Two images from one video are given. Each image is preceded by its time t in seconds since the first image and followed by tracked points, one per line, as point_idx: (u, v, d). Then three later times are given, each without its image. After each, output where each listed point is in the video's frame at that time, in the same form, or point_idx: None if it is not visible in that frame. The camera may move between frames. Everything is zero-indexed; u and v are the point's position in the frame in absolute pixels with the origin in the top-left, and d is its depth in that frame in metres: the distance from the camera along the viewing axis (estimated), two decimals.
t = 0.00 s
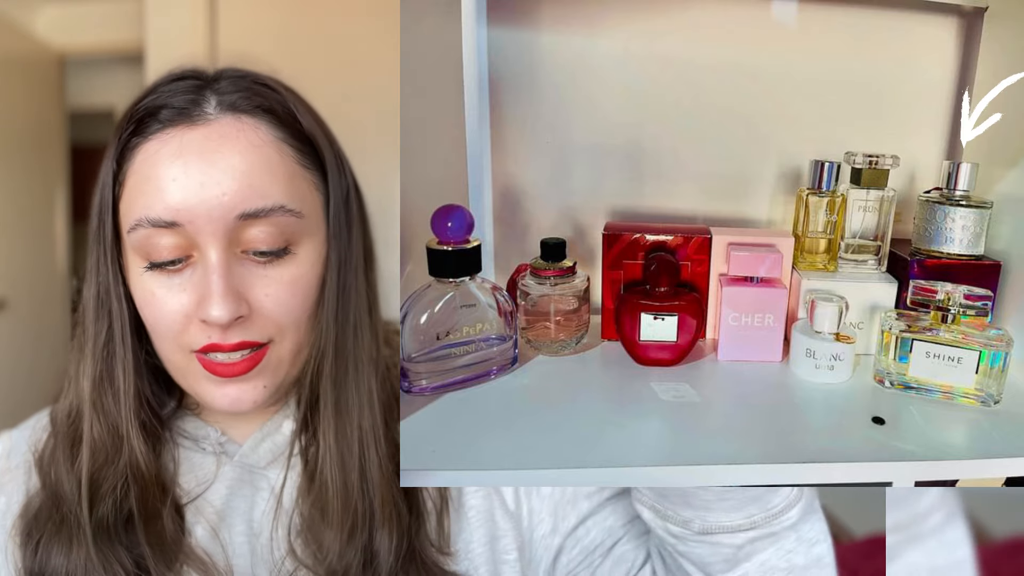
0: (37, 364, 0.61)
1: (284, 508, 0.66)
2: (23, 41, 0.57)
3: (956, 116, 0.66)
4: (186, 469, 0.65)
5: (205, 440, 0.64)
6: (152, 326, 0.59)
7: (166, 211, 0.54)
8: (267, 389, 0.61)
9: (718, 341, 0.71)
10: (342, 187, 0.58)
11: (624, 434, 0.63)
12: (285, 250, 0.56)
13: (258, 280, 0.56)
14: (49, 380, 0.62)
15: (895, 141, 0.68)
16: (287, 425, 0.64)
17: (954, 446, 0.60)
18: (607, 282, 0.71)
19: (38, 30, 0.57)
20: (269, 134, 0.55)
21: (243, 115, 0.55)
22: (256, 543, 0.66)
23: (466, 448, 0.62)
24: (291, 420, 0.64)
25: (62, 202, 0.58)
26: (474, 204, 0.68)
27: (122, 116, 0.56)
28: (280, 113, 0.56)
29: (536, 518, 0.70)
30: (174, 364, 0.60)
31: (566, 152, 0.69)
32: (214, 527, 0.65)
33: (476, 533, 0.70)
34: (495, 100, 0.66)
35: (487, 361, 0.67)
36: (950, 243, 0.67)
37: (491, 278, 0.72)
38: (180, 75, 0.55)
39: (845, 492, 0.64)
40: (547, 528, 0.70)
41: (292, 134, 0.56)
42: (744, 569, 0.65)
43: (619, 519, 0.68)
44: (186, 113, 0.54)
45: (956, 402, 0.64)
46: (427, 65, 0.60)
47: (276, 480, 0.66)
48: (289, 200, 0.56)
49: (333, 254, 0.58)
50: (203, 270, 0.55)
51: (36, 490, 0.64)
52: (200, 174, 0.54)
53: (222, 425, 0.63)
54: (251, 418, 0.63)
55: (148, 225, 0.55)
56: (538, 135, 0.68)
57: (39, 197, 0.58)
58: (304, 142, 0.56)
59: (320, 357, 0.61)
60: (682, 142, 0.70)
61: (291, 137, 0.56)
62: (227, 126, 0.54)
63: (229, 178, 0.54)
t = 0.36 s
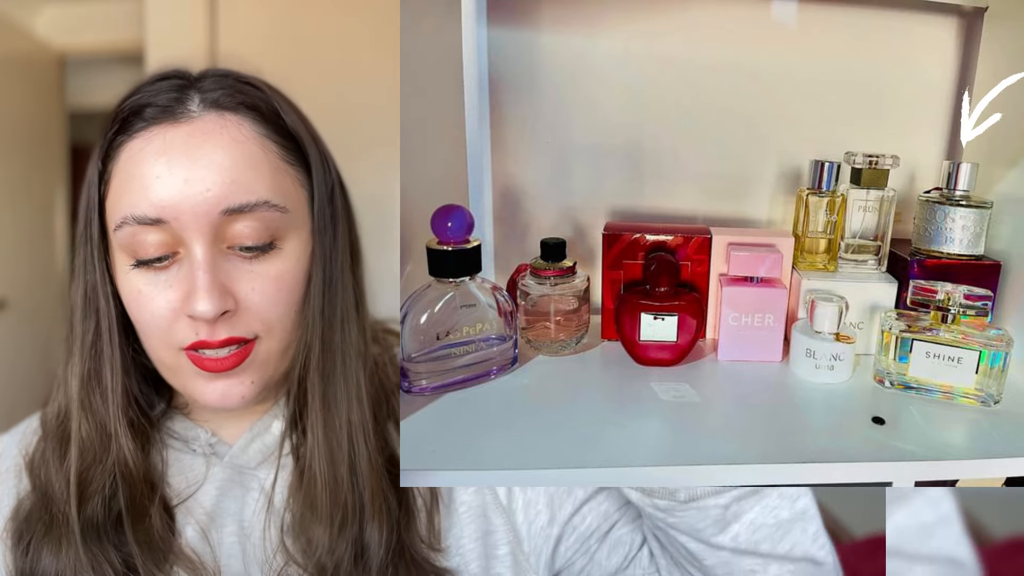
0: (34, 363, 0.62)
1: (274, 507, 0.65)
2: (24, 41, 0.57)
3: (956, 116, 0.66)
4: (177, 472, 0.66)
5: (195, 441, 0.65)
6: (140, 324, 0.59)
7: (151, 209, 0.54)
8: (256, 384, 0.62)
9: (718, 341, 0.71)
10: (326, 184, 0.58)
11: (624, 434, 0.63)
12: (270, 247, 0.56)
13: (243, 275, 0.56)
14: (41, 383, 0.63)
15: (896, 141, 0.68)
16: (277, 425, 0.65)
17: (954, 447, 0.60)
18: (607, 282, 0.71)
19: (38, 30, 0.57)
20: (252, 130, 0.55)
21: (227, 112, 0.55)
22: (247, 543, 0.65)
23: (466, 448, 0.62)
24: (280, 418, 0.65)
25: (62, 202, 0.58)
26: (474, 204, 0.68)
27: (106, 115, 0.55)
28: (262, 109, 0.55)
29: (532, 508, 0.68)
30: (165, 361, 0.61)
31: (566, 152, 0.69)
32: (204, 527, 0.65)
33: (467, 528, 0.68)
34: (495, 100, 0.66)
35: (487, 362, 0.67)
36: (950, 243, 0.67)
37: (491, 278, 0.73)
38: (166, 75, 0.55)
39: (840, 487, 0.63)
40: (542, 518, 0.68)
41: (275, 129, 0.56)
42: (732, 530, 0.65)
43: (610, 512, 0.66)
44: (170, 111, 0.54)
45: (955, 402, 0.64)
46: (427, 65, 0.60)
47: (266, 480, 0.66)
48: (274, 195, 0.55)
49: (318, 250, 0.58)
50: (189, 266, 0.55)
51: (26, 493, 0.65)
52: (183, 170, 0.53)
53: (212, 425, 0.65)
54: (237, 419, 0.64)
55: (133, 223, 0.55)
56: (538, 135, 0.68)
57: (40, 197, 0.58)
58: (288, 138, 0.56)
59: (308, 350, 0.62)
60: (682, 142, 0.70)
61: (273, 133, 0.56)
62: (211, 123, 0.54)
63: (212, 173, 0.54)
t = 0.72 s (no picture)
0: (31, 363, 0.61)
1: (265, 508, 0.66)
2: (23, 41, 0.57)
3: (956, 116, 0.66)
4: (167, 473, 0.65)
5: (186, 443, 0.65)
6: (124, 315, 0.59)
7: (138, 197, 0.54)
8: (238, 378, 0.61)
9: (718, 341, 0.71)
10: (318, 184, 0.58)
11: (624, 434, 0.63)
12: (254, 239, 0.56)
13: (227, 267, 0.56)
14: (33, 384, 0.62)
15: (896, 141, 0.68)
16: (270, 426, 0.65)
17: (954, 447, 0.60)
18: (607, 282, 0.71)
19: (38, 30, 0.57)
20: (241, 124, 0.55)
21: (217, 106, 0.54)
22: (238, 544, 0.66)
23: (466, 448, 0.62)
24: (271, 421, 0.65)
25: (62, 201, 0.57)
26: (474, 204, 0.69)
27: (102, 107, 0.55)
28: (252, 102, 0.55)
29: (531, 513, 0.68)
30: (151, 358, 0.60)
31: (566, 152, 0.69)
32: (195, 530, 0.65)
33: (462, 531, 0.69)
34: (495, 100, 0.67)
35: (487, 362, 0.67)
36: (950, 243, 0.67)
37: (491, 278, 0.73)
38: (163, 74, 0.54)
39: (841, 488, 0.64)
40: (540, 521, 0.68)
41: (264, 125, 0.55)
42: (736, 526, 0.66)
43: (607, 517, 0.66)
44: (161, 102, 0.54)
45: (955, 402, 0.64)
46: (427, 65, 0.61)
47: (257, 482, 0.66)
48: (260, 188, 0.55)
49: (305, 249, 0.58)
50: (174, 254, 0.54)
51: (16, 496, 0.63)
52: (171, 160, 0.53)
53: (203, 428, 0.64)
54: (227, 415, 0.64)
55: (120, 212, 0.55)
56: (538, 135, 0.68)
57: (39, 194, 0.58)
58: (277, 134, 0.56)
59: (295, 345, 0.61)
60: (682, 142, 0.70)
61: (261, 126, 0.55)
62: (200, 116, 0.54)
63: (199, 164, 0.53)
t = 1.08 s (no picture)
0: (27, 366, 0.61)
1: (262, 512, 0.65)
2: (24, 41, 0.57)
3: (955, 116, 0.68)
4: (162, 478, 0.64)
5: (180, 447, 0.64)
6: (127, 318, 0.58)
7: (148, 198, 0.54)
8: (244, 383, 0.61)
9: (718, 341, 0.71)
10: (323, 188, 0.58)
11: (624, 434, 0.63)
12: (263, 241, 0.56)
13: (237, 269, 0.56)
14: (25, 387, 0.62)
15: (896, 141, 0.69)
16: (265, 429, 0.64)
17: (954, 446, 0.60)
18: (607, 282, 0.71)
19: (38, 29, 0.57)
20: (252, 126, 0.55)
21: (227, 107, 0.54)
22: (232, 550, 0.64)
23: (466, 448, 0.62)
24: (268, 423, 0.64)
25: (62, 199, 0.57)
26: (474, 204, 0.70)
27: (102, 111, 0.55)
28: (263, 105, 0.55)
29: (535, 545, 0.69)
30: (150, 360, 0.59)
31: (566, 152, 0.70)
32: (189, 535, 0.64)
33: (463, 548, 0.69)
34: (495, 100, 0.68)
35: (487, 362, 0.67)
36: (950, 243, 0.67)
37: (491, 278, 0.73)
38: (172, 72, 0.54)
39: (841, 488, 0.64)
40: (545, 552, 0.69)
41: (274, 128, 0.55)
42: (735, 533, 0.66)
43: (616, 552, 0.67)
44: (171, 101, 0.54)
45: (955, 402, 0.64)
46: (427, 65, 0.61)
47: (253, 486, 0.65)
48: (271, 190, 0.56)
49: (313, 251, 0.58)
50: (183, 256, 0.55)
51: (7, 505, 0.64)
52: (181, 161, 0.53)
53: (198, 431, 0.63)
54: (228, 419, 0.63)
55: (128, 212, 0.55)
56: (538, 135, 0.69)
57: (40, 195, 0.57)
58: (287, 138, 0.56)
59: (299, 351, 0.61)
60: (682, 142, 0.70)
61: (270, 128, 0.55)
62: (211, 117, 0.54)
63: (211, 166, 0.54)
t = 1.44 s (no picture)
0: (29, 368, 0.60)
1: (276, 517, 0.63)
2: (24, 41, 0.57)
3: (956, 116, 0.68)
4: (173, 485, 0.62)
5: (191, 451, 0.62)
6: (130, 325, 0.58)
7: (141, 204, 0.54)
8: (250, 387, 0.59)
9: (718, 341, 0.71)
10: (323, 181, 0.57)
11: (624, 434, 0.63)
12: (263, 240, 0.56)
13: (234, 271, 0.55)
14: (25, 384, 0.60)
15: (896, 141, 0.69)
16: (280, 433, 0.62)
17: (954, 447, 0.60)
18: (607, 282, 0.71)
19: (38, 29, 0.57)
20: (243, 124, 0.54)
21: (217, 107, 0.54)
22: (247, 554, 0.64)
23: (466, 448, 0.62)
24: (283, 427, 0.62)
25: (61, 201, 0.57)
26: (474, 204, 0.70)
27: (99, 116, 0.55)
28: (254, 102, 0.55)
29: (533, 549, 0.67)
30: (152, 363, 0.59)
31: (566, 152, 0.70)
32: (203, 542, 0.63)
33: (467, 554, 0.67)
34: (495, 100, 0.68)
35: (487, 362, 0.67)
36: (950, 243, 0.66)
37: (491, 278, 0.73)
38: (161, 74, 0.54)
39: (841, 488, 0.65)
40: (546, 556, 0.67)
41: (269, 124, 0.55)
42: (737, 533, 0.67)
43: (616, 553, 0.68)
44: (160, 105, 0.54)
45: (956, 402, 0.64)
46: (427, 65, 0.61)
47: (267, 490, 0.63)
48: (266, 189, 0.55)
49: (314, 249, 0.57)
50: (179, 260, 0.54)
51: (13, 512, 0.62)
52: (171, 164, 0.53)
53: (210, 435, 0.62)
54: (231, 424, 0.61)
55: (123, 220, 0.55)
56: (538, 135, 0.69)
57: (40, 197, 0.57)
58: (282, 133, 0.55)
59: (308, 350, 0.60)
60: (682, 142, 0.70)
61: (263, 125, 0.55)
62: (201, 118, 0.54)
63: (202, 167, 0.53)
